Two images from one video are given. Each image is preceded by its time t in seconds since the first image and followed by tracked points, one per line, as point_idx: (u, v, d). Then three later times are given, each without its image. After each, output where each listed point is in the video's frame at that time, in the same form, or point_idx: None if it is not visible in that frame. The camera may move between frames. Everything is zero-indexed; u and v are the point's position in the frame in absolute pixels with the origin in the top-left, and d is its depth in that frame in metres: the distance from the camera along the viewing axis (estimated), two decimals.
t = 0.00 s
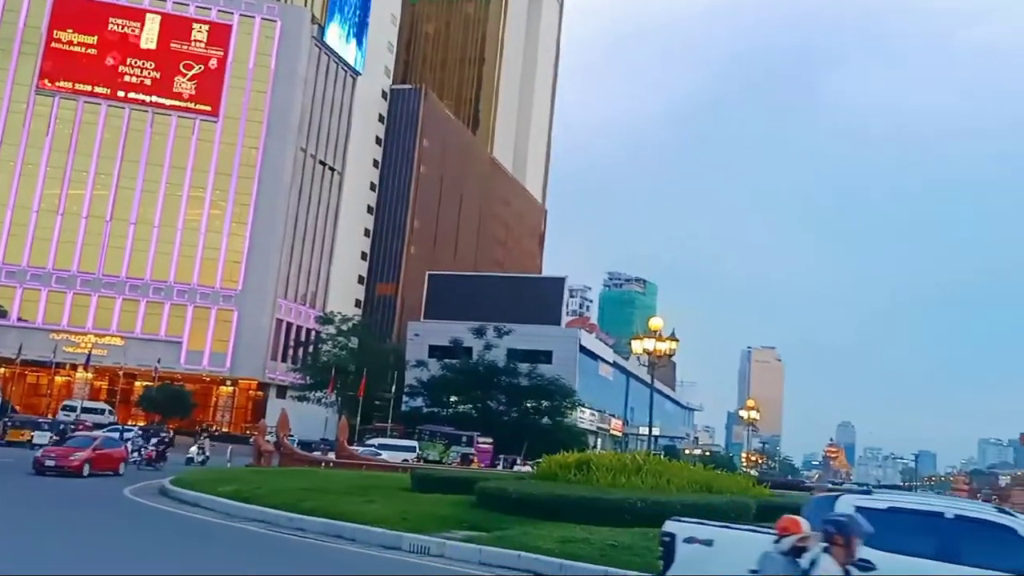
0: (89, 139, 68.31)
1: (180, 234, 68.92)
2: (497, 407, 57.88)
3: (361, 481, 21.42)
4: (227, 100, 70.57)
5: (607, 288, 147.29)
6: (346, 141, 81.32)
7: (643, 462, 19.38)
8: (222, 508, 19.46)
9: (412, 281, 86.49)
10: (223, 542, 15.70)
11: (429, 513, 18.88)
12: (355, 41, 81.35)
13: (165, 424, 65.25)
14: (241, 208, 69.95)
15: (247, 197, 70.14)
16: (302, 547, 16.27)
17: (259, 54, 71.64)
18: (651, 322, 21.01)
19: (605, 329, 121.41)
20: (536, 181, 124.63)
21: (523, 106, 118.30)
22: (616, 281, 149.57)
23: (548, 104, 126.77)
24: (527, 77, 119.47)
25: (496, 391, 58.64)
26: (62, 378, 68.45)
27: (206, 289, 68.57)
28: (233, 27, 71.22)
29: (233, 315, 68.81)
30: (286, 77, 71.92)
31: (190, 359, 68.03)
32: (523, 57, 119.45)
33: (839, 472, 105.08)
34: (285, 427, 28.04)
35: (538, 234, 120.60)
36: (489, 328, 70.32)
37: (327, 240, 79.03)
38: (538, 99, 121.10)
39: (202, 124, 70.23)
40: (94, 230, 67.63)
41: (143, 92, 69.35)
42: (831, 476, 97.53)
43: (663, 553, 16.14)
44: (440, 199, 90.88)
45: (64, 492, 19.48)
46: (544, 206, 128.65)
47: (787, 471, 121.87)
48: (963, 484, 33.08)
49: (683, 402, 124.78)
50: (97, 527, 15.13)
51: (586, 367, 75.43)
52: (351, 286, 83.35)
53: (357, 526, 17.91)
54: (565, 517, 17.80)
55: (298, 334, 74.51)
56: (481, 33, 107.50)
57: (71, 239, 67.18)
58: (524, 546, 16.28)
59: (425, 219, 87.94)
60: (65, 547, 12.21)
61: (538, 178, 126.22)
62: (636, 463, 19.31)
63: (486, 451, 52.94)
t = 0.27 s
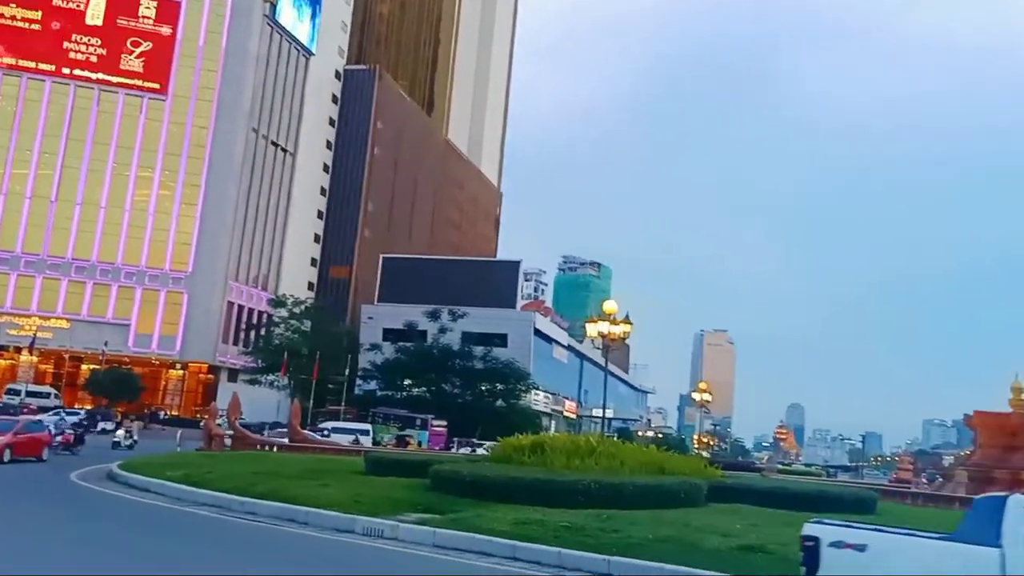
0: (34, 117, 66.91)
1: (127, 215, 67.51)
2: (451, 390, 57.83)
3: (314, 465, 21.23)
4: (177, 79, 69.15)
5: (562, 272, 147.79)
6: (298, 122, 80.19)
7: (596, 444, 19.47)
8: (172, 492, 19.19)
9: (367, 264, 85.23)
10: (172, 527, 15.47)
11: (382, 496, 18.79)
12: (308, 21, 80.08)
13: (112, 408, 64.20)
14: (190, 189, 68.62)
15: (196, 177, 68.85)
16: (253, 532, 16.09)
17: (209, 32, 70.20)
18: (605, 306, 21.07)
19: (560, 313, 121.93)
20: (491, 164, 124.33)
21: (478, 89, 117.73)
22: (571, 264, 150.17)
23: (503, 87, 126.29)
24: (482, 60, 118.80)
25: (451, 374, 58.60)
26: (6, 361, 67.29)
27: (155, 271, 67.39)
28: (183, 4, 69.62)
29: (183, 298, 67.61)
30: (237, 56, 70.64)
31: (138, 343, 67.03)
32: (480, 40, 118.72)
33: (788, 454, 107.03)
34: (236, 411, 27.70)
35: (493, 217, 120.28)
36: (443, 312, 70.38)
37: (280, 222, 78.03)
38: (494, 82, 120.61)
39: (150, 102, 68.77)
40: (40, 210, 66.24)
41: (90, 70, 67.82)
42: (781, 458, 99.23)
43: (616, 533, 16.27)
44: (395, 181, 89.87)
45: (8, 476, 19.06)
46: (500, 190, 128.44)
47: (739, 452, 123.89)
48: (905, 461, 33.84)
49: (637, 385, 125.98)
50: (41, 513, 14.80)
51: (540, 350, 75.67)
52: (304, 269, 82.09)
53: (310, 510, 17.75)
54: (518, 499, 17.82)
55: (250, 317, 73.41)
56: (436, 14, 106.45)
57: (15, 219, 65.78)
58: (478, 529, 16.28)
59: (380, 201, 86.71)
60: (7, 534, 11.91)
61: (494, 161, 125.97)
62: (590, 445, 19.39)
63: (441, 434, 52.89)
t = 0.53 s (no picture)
0: None
1: (83, 203, 66.34)
2: (415, 379, 57.77)
3: (277, 456, 21.06)
4: (134, 65, 68.06)
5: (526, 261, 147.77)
6: (259, 109, 79.13)
7: (560, 433, 19.51)
8: (131, 484, 18.94)
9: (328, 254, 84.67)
10: (132, 519, 15.26)
11: (346, 486, 18.70)
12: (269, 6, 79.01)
13: (69, 399, 63.17)
14: (149, 177, 67.57)
15: (154, 165, 67.76)
16: (215, 523, 15.93)
17: (167, 17, 68.97)
18: (570, 295, 21.08)
19: (524, 303, 122.07)
20: (455, 153, 123.91)
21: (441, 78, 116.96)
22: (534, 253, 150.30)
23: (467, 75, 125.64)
24: (445, 48, 118.03)
25: (414, 364, 58.45)
26: None
27: (112, 260, 66.29)
28: None
29: (142, 288, 66.73)
30: (196, 42, 69.50)
31: (95, 333, 66.07)
32: (443, 27, 117.96)
33: (749, 441, 108.44)
34: (196, 402, 27.38)
35: (457, 206, 119.79)
36: (406, 301, 70.53)
37: (240, 212, 77.14)
38: (457, 70, 119.98)
39: (107, 88, 67.63)
40: None
41: (44, 55, 66.42)
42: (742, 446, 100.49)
43: (579, 521, 16.34)
44: (357, 169, 89.08)
45: None
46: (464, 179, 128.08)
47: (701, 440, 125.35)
48: (865, 447, 34.41)
49: (600, 374, 126.69)
50: None
51: (504, 340, 75.74)
52: (265, 258, 81.44)
53: (272, 501, 17.61)
54: (482, 488, 17.80)
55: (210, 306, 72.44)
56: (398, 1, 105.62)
57: None
58: (441, 519, 16.26)
59: (341, 189, 85.97)
60: None
61: (457, 150, 125.54)
62: (554, 434, 19.45)
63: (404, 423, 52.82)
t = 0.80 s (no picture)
0: None
1: (30, 192, 65.22)
2: (371, 371, 57.24)
3: (230, 449, 20.81)
4: (82, 53, 66.68)
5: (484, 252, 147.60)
6: (211, 99, 77.85)
7: (517, 425, 19.49)
8: (80, 480, 18.57)
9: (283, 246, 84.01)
10: (80, 516, 14.95)
11: (301, 480, 18.54)
12: None
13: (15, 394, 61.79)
14: (98, 166, 66.18)
15: (103, 155, 66.38)
16: (168, 519, 15.66)
17: (116, 4, 67.47)
18: (527, 287, 21.05)
19: (482, 294, 122.01)
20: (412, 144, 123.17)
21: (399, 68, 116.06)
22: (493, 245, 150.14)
23: (424, 65, 124.81)
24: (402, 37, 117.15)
25: (370, 356, 58.11)
26: None
27: (59, 252, 64.91)
28: None
29: (91, 280, 65.46)
30: (146, 29, 68.03)
31: (42, 326, 64.78)
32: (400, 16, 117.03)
33: (705, 430, 109.67)
34: (147, 395, 26.92)
35: (415, 197, 119.02)
36: (363, 293, 70.08)
37: (193, 202, 75.88)
38: (414, 60, 119.20)
39: (54, 76, 66.33)
40: None
41: None
42: (699, 436, 101.73)
43: (536, 512, 16.34)
44: (313, 160, 88.31)
45: None
46: (421, 169, 127.42)
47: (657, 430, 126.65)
48: (817, 436, 34.94)
49: (558, 364, 127.21)
50: None
51: (462, 331, 75.61)
52: (218, 249, 80.28)
53: (225, 495, 17.37)
54: (438, 481, 17.73)
55: (162, 299, 71.16)
56: None
57: None
58: (398, 512, 16.16)
59: (296, 180, 85.30)
60: None
61: (414, 140, 124.84)
62: (511, 425, 19.43)
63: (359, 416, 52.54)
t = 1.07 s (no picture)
0: None
1: None
2: (330, 367, 56.99)
3: (185, 446, 20.53)
4: (31, 42, 64.66)
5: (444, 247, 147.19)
6: (166, 91, 76.61)
7: (476, 420, 19.47)
8: (29, 479, 18.20)
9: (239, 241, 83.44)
10: (29, 516, 14.66)
11: (257, 476, 18.34)
12: None
13: None
14: (48, 159, 64.50)
15: (54, 148, 64.85)
16: (120, 518, 15.41)
17: None
18: (486, 281, 21.03)
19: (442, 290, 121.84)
20: (371, 138, 122.09)
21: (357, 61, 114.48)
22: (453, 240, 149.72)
23: (383, 58, 123.80)
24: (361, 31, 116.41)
25: (329, 352, 57.72)
26: None
27: (8, 246, 62.98)
28: None
29: (40, 275, 63.79)
30: (97, 20, 66.92)
31: None
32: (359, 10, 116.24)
33: (663, 424, 110.77)
34: (99, 392, 26.47)
35: (374, 191, 118.43)
36: (320, 288, 69.71)
37: (147, 196, 74.57)
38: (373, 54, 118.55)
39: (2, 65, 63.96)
40: None
41: None
42: (657, 429, 102.73)
43: (494, 507, 16.33)
44: (270, 154, 87.81)
45: None
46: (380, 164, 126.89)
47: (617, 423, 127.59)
48: (772, 429, 35.40)
49: (518, 360, 127.57)
50: None
51: (421, 326, 75.44)
52: (173, 244, 79.18)
53: (179, 493, 17.13)
54: (396, 476, 17.65)
55: (115, 293, 70.09)
56: None
57: None
58: (355, 508, 16.06)
59: (253, 174, 84.86)
60: None
61: (373, 135, 124.24)
62: (470, 421, 19.41)
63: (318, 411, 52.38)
